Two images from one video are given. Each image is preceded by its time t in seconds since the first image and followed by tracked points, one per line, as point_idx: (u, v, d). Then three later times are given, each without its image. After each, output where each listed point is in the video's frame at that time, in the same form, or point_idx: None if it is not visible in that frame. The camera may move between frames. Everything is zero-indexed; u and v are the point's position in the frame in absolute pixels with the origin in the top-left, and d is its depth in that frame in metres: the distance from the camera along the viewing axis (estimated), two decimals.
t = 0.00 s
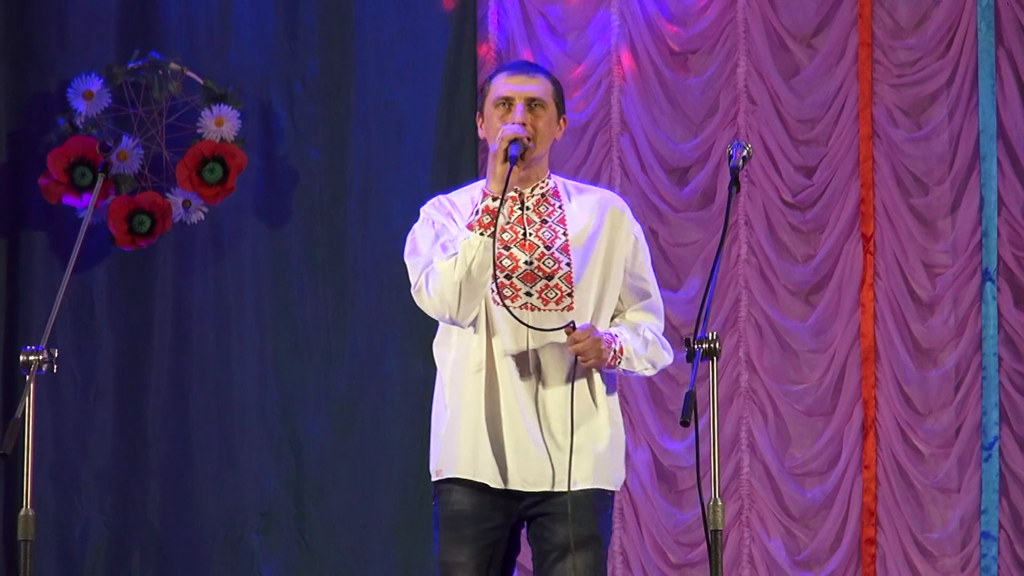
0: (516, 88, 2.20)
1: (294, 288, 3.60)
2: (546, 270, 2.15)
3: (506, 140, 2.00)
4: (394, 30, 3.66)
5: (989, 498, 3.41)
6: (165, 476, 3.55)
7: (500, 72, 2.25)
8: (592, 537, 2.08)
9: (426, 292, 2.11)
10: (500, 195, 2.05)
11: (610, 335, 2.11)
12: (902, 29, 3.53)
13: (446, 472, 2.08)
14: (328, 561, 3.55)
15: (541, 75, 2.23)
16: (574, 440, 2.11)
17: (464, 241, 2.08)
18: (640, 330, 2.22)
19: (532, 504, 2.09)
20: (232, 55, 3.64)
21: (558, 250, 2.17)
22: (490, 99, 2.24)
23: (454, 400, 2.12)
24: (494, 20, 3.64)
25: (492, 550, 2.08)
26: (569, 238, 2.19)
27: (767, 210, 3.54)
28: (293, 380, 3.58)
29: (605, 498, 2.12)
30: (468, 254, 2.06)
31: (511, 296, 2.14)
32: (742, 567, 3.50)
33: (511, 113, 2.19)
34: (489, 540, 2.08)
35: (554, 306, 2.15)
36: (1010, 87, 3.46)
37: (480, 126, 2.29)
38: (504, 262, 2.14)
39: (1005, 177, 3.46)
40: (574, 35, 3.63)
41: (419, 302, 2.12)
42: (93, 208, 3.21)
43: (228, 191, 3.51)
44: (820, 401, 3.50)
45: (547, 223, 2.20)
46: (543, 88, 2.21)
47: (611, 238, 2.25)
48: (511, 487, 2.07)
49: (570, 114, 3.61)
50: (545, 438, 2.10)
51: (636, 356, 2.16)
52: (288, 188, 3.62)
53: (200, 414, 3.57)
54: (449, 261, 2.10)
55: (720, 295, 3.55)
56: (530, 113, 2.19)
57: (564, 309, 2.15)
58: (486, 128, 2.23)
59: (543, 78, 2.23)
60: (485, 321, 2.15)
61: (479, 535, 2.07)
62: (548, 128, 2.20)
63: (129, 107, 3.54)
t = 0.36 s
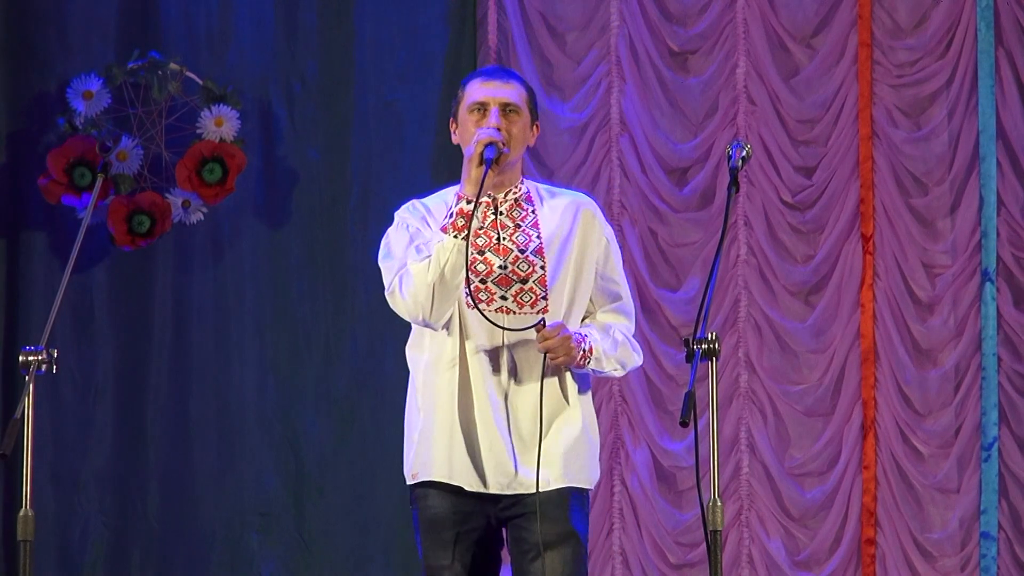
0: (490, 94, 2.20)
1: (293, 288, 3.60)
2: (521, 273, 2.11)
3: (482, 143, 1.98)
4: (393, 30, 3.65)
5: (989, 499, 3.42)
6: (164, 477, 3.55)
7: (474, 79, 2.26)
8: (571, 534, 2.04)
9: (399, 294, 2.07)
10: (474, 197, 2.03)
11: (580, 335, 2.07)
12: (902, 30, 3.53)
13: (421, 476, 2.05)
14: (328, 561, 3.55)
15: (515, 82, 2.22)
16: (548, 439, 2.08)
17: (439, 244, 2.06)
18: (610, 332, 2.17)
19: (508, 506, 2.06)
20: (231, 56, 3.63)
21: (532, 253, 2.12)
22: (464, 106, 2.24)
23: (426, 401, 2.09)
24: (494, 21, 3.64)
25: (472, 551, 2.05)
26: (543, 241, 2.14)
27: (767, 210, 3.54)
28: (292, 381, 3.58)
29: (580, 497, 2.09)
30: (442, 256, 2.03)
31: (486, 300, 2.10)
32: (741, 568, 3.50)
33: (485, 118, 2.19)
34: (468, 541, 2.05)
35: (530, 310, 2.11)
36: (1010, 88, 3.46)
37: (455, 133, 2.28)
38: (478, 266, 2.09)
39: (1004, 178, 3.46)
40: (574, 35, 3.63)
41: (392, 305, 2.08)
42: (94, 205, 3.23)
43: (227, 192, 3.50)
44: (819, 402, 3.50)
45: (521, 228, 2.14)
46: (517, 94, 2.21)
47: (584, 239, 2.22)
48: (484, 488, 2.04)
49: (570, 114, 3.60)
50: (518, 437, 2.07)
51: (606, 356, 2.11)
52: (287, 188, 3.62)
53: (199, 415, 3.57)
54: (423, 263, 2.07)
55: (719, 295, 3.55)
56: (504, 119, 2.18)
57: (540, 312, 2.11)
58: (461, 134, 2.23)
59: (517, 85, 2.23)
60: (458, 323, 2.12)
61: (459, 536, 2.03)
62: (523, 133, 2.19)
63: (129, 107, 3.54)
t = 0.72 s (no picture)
0: (473, 100, 2.18)
1: (293, 287, 3.60)
2: (507, 275, 2.11)
3: (467, 148, 1.97)
4: (394, 29, 3.65)
5: (989, 497, 3.42)
6: (164, 476, 3.55)
7: (454, 83, 2.24)
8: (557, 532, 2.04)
9: (385, 298, 2.07)
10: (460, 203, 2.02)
11: (562, 336, 2.08)
12: (902, 29, 3.53)
13: (404, 478, 2.04)
14: (328, 560, 3.55)
15: (497, 86, 2.21)
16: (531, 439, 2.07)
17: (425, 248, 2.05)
18: (592, 331, 2.18)
19: (492, 506, 2.05)
20: (232, 54, 3.64)
21: (518, 255, 2.13)
22: (446, 110, 2.23)
23: (410, 404, 2.08)
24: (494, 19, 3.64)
25: (457, 548, 2.04)
26: (529, 243, 2.15)
27: (767, 208, 3.54)
28: (292, 380, 3.58)
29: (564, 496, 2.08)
30: (427, 260, 2.02)
31: (474, 303, 2.10)
32: (741, 566, 3.50)
33: (467, 123, 2.18)
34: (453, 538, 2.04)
35: (518, 311, 2.11)
36: (1010, 86, 3.46)
37: (437, 138, 2.27)
38: (465, 270, 2.10)
39: (1005, 176, 3.46)
40: (574, 34, 3.63)
41: (378, 308, 2.08)
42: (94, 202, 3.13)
43: (228, 190, 3.52)
44: (820, 400, 3.50)
45: (506, 230, 2.15)
46: (499, 98, 2.20)
47: (567, 241, 2.21)
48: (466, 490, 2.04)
49: (570, 113, 3.59)
50: (501, 437, 2.06)
51: (586, 356, 2.12)
52: (288, 187, 3.62)
53: (199, 414, 3.57)
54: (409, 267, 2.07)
55: (719, 294, 3.55)
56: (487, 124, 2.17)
57: (527, 314, 2.11)
58: (444, 139, 2.22)
59: (497, 88, 2.22)
60: (445, 327, 2.11)
61: (444, 533, 2.03)
62: (504, 137, 2.18)
63: (129, 105, 3.54)
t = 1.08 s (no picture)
0: (456, 104, 2.12)
1: (293, 285, 3.60)
2: (508, 273, 2.06)
3: (450, 156, 1.96)
4: (394, 26, 3.65)
5: (989, 495, 3.42)
6: (165, 473, 3.55)
7: (438, 87, 2.17)
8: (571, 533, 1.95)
9: (382, 310, 2.05)
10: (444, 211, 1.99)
11: (563, 332, 2.01)
12: (903, 27, 3.53)
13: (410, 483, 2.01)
14: (329, 557, 3.55)
15: (480, 87, 2.14)
16: (538, 438, 2.01)
17: (416, 259, 2.04)
18: (597, 324, 2.12)
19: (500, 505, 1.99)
20: (232, 52, 3.64)
21: (518, 252, 2.07)
22: (432, 116, 2.16)
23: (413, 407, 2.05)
24: (495, 17, 3.65)
25: (463, 546, 1.99)
26: (528, 239, 2.09)
27: (767, 206, 3.54)
28: (292, 378, 3.58)
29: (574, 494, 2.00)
30: (419, 271, 2.03)
31: (475, 304, 2.06)
32: (742, 564, 3.51)
33: (453, 128, 2.11)
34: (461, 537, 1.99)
35: (521, 308, 2.06)
36: (1011, 84, 3.47)
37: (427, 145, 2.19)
38: (466, 271, 2.06)
39: (1005, 174, 3.46)
40: (574, 31, 3.63)
41: (377, 320, 2.06)
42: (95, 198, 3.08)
43: (228, 187, 3.52)
44: (820, 398, 3.50)
45: (505, 227, 2.09)
46: (482, 99, 2.12)
47: (567, 236, 2.15)
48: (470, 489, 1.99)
49: (570, 110, 3.59)
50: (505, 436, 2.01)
51: (593, 348, 2.05)
52: (288, 184, 3.62)
53: (199, 411, 3.57)
54: (401, 278, 2.04)
55: (720, 291, 3.56)
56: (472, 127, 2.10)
57: (530, 310, 2.06)
58: (433, 146, 2.15)
59: (480, 88, 2.14)
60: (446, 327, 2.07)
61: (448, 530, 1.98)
62: (492, 138, 2.12)
63: (131, 103, 3.54)
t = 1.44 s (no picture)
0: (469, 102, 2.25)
1: (289, 285, 3.60)
2: (534, 267, 2.18)
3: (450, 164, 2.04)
4: (390, 27, 3.65)
5: (984, 495, 3.43)
6: (160, 474, 3.55)
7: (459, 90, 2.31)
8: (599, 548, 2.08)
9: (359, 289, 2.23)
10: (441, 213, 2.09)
11: (610, 338, 2.10)
12: (898, 27, 3.52)
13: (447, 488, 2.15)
14: (324, 558, 3.55)
15: (494, 84, 2.28)
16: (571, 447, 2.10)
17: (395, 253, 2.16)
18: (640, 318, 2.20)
19: (535, 509, 2.11)
20: (228, 52, 3.64)
21: (545, 246, 2.21)
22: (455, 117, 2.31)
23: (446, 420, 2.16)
24: (491, 17, 3.63)
25: (497, 546, 2.12)
26: (556, 232, 2.23)
27: (762, 206, 3.54)
28: (287, 378, 3.58)
29: (606, 499, 2.11)
30: (393, 265, 2.16)
31: (502, 298, 2.16)
32: (736, 564, 3.51)
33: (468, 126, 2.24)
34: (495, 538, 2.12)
35: (546, 302, 2.15)
36: (1007, 84, 3.46)
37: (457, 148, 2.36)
38: (492, 265, 2.20)
39: (1001, 174, 3.46)
40: (570, 32, 3.63)
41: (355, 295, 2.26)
42: (89, 200, 2.93)
43: (224, 188, 3.49)
44: (815, 399, 3.49)
45: (534, 221, 2.24)
46: (494, 96, 2.25)
47: (600, 231, 2.26)
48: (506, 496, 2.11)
49: (566, 111, 3.59)
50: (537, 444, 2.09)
51: (640, 347, 2.13)
52: (284, 185, 3.62)
53: (195, 411, 3.57)
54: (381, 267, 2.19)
55: (715, 292, 3.55)
56: (483, 124, 2.23)
57: (556, 304, 2.15)
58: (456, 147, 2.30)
59: (496, 87, 2.27)
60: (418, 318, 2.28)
61: (483, 531, 2.11)
62: (505, 133, 2.24)
63: (125, 103, 3.55)
